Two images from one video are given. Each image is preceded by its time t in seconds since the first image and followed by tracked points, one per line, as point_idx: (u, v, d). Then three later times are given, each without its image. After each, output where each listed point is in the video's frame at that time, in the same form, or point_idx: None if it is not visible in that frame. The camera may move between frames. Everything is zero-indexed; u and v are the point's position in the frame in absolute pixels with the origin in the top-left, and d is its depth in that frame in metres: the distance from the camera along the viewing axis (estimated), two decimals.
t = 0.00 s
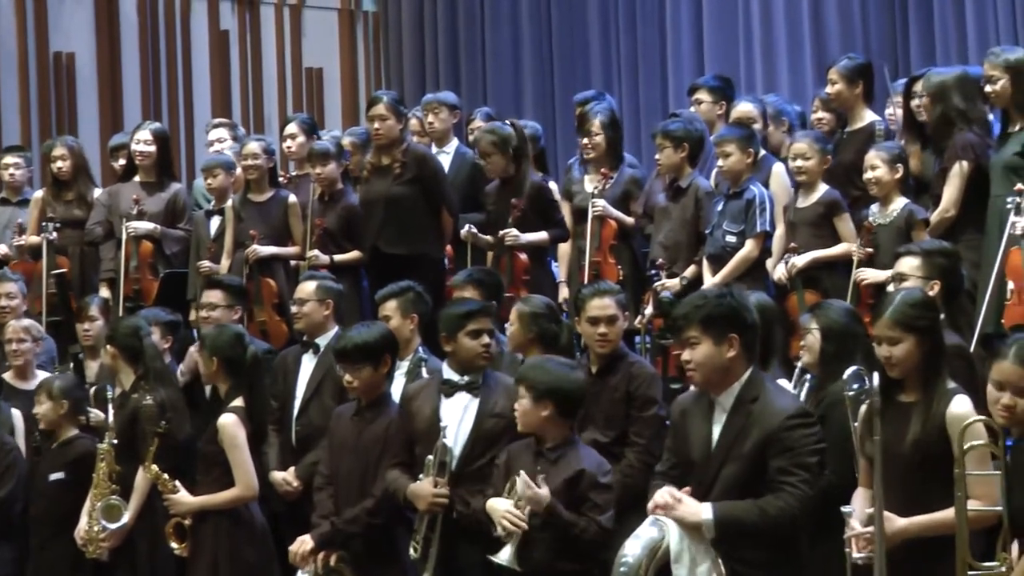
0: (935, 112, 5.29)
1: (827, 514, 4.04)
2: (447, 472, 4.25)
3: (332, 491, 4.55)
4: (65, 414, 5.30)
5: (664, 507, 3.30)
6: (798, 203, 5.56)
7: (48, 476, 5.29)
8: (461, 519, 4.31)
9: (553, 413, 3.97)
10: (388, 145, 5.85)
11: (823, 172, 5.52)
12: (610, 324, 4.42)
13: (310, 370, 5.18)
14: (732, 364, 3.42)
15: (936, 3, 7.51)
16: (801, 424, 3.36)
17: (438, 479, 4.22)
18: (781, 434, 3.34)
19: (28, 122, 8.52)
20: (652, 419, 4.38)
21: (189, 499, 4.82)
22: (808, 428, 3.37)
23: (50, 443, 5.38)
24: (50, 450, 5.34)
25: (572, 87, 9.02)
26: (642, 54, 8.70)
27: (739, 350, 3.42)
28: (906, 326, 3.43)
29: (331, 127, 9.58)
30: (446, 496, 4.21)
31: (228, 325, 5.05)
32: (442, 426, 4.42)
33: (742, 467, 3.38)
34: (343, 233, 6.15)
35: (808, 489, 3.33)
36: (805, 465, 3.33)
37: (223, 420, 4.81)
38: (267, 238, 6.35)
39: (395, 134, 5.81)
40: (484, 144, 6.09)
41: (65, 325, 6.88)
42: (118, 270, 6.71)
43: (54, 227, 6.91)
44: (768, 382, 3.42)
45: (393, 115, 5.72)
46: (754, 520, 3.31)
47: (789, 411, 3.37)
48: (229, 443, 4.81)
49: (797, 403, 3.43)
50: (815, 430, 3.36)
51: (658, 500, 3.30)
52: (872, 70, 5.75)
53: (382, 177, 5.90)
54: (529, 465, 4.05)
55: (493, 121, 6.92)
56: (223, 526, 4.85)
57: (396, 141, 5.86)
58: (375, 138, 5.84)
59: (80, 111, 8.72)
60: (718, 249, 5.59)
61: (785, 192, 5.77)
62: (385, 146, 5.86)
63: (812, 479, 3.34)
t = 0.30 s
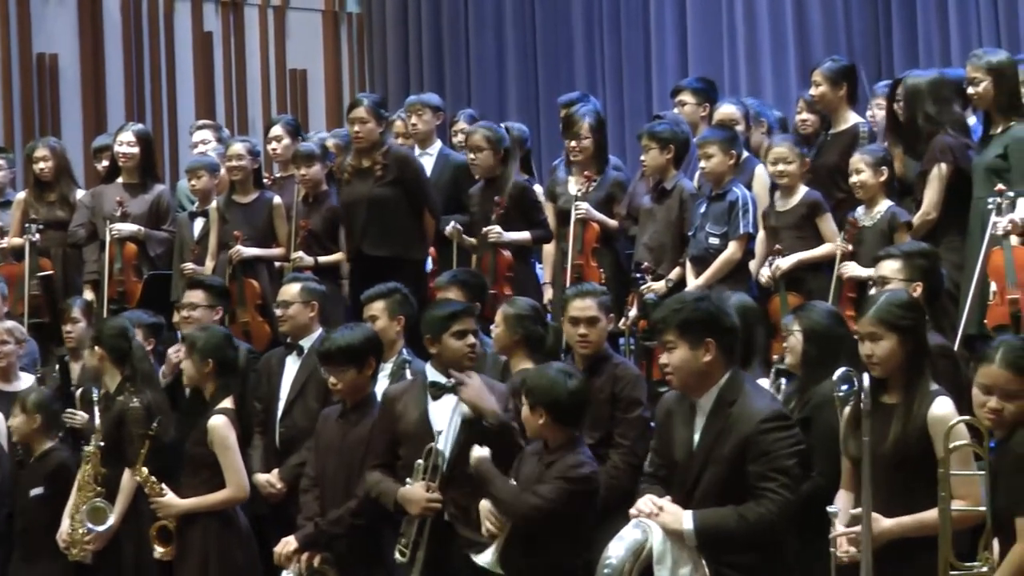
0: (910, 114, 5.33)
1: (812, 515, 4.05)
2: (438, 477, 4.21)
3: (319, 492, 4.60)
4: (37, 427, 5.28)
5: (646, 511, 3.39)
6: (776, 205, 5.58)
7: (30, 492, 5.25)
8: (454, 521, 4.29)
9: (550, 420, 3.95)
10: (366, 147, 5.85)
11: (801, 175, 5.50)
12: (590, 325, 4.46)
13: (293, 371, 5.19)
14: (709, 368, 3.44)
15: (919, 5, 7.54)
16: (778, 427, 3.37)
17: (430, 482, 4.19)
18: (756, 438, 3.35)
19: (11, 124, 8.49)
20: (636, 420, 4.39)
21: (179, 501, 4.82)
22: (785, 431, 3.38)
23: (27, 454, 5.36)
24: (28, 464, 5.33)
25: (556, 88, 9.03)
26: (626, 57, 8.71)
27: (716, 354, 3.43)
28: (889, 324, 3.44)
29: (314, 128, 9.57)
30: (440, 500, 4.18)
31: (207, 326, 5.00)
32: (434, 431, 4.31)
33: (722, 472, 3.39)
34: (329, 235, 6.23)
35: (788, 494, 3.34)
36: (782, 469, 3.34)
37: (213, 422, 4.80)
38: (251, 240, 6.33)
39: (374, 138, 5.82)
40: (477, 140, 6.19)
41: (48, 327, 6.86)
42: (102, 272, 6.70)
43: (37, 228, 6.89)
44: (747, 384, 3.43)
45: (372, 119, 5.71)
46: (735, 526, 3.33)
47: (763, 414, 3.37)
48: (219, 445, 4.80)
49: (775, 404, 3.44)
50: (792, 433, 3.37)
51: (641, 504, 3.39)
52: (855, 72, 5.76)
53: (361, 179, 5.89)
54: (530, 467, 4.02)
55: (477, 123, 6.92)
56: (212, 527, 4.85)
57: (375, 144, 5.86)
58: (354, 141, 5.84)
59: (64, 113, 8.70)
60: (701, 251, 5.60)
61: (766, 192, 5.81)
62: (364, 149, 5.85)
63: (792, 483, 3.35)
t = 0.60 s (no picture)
0: (890, 118, 5.38)
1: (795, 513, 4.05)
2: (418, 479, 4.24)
3: (303, 494, 4.59)
4: (21, 436, 5.32)
5: (629, 512, 3.43)
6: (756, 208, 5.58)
7: (8, 504, 5.28)
8: (435, 522, 4.32)
9: (550, 422, 3.96)
10: (348, 151, 5.75)
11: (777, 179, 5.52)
12: (569, 326, 4.53)
13: (276, 373, 5.19)
14: (681, 373, 3.44)
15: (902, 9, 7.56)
16: (757, 430, 3.37)
17: (410, 484, 4.22)
18: (734, 443, 3.36)
19: None
20: (619, 421, 4.39)
21: (167, 504, 4.83)
22: (764, 434, 3.38)
23: (4, 467, 5.37)
24: (6, 476, 5.35)
25: (539, 91, 9.03)
26: (610, 59, 8.72)
27: (686, 360, 3.42)
28: (875, 324, 3.45)
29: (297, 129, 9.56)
30: (421, 501, 4.21)
31: (189, 328, 4.99)
32: (416, 432, 4.34)
33: (702, 475, 3.41)
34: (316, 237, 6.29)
35: (769, 498, 3.35)
36: (763, 473, 3.35)
37: (204, 424, 4.79)
38: (234, 241, 6.31)
39: (355, 140, 5.73)
40: (466, 140, 6.25)
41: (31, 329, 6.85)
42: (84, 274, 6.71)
43: (19, 230, 6.87)
44: (726, 387, 3.44)
45: (354, 123, 5.68)
46: (717, 530, 3.35)
47: (742, 418, 3.37)
48: (210, 447, 4.79)
49: (754, 406, 3.43)
50: (771, 436, 3.37)
51: (623, 506, 3.43)
52: (838, 74, 5.77)
53: (343, 184, 5.77)
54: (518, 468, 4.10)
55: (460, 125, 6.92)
56: (201, 528, 4.86)
57: (359, 148, 5.76)
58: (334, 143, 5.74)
59: (46, 114, 8.67)
60: (684, 252, 5.60)
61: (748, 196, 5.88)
62: (345, 152, 5.75)
63: (773, 486, 3.36)
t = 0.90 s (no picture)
0: (879, 119, 5.39)
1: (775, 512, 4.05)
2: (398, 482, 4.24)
3: (286, 496, 4.57)
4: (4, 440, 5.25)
5: (612, 513, 3.44)
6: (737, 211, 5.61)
7: None
8: (414, 526, 4.31)
9: (540, 421, 3.96)
10: (327, 153, 5.55)
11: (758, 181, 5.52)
12: (553, 328, 4.53)
13: (258, 377, 5.17)
14: (659, 375, 3.45)
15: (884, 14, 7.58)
16: (738, 432, 3.37)
17: (390, 487, 4.24)
18: (714, 446, 3.36)
19: None
20: (602, 424, 4.42)
21: (155, 507, 4.81)
22: (744, 436, 3.39)
23: None
24: None
25: (522, 94, 9.03)
26: (592, 61, 8.72)
27: (663, 363, 3.44)
28: (865, 325, 3.50)
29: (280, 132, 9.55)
30: (400, 505, 4.23)
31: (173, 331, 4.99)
32: (397, 435, 4.34)
33: (684, 477, 3.41)
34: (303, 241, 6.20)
35: (751, 500, 3.36)
36: (744, 475, 3.36)
37: (193, 428, 4.81)
38: (216, 244, 6.31)
39: (331, 141, 5.52)
40: (452, 143, 6.24)
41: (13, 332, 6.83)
42: (67, 277, 6.70)
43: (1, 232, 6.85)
44: (707, 388, 3.44)
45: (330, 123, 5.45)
46: (700, 532, 3.36)
47: (722, 420, 3.38)
48: (198, 450, 4.80)
49: (736, 407, 3.44)
50: (751, 438, 3.38)
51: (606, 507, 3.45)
52: (823, 77, 5.74)
53: (325, 188, 5.54)
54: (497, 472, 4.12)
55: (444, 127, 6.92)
56: (186, 532, 4.86)
57: (338, 151, 5.57)
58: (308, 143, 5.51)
59: (29, 117, 8.65)
60: (667, 255, 5.62)
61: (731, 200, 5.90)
62: (322, 154, 5.54)
63: (755, 488, 3.37)
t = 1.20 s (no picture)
0: (869, 121, 5.37)
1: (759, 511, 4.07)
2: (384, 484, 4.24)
3: (269, 497, 4.58)
4: None
5: (595, 516, 3.43)
6: (723, 211, 5.59)
7: None
8: (399, 528, 4.30)
9: (532, 422, 3.96)
10: (300, 153, 5.25)
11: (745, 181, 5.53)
12: (539, 329, 4.55)
13: (242, 378, 5.21)
14: (642, 375, 3.46)
15: (868, 16, 7.60)
16: (721, 432, 3.38)
17: (375, 489, 4.23)
18: (698, 446, 3.37)
19: None
20: (587, 424, 4.42)
21: (138, 506, 4.79)
22: (728, 436, 3.39)
23: None
24: None
25: (507, 95, 9.03)
26: (577, 61, 8.73)
27: (647, 363, 3.44)
28: (866, 325, 3.55)
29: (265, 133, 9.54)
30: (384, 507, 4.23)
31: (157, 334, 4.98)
32: (382, 436, 4.33)
33: (668, 477, 3.42)
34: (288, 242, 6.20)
35: (735, 500, 3.37)
36: (728, 475, 3.36)
37: (179, 429, 4.80)
38: (201, 245, 6.28)
39: (300, 141, 5.23)
40: (439, 144, 6.23)
41: None
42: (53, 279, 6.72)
43: None
44: (691, 388, 3.45)
45: (298, 122, 5.16)
46: (685, 533, 3.36)
47: (705, 421, 3.39)
48: (183, 452, 4.79)
49: (719, 408, 3.44)
50: (735, 438, 3.39)
51: (588, 510, 3.44)
52: (808, 78, 5.74)
53: (301, 191, 5.25)
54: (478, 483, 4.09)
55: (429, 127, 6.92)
56: (168, 534, 4.85)
57: (309, 150, 5.27)
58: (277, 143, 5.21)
59: (12, 118, 8.63)
60: (652, 256, 5.62)
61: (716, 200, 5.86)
62: (295, 156, 5.25)
63: (739, 488, 3.38)
